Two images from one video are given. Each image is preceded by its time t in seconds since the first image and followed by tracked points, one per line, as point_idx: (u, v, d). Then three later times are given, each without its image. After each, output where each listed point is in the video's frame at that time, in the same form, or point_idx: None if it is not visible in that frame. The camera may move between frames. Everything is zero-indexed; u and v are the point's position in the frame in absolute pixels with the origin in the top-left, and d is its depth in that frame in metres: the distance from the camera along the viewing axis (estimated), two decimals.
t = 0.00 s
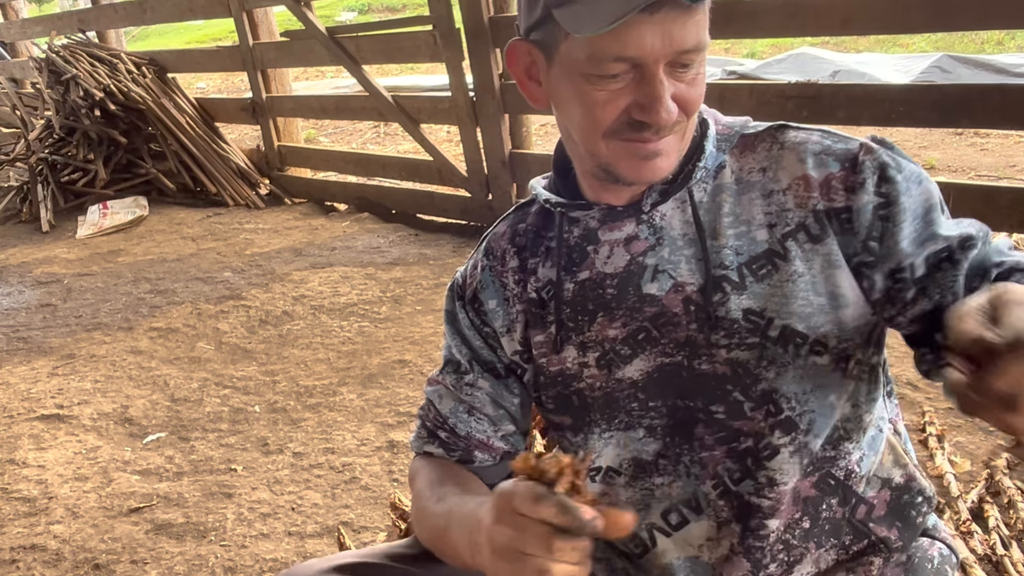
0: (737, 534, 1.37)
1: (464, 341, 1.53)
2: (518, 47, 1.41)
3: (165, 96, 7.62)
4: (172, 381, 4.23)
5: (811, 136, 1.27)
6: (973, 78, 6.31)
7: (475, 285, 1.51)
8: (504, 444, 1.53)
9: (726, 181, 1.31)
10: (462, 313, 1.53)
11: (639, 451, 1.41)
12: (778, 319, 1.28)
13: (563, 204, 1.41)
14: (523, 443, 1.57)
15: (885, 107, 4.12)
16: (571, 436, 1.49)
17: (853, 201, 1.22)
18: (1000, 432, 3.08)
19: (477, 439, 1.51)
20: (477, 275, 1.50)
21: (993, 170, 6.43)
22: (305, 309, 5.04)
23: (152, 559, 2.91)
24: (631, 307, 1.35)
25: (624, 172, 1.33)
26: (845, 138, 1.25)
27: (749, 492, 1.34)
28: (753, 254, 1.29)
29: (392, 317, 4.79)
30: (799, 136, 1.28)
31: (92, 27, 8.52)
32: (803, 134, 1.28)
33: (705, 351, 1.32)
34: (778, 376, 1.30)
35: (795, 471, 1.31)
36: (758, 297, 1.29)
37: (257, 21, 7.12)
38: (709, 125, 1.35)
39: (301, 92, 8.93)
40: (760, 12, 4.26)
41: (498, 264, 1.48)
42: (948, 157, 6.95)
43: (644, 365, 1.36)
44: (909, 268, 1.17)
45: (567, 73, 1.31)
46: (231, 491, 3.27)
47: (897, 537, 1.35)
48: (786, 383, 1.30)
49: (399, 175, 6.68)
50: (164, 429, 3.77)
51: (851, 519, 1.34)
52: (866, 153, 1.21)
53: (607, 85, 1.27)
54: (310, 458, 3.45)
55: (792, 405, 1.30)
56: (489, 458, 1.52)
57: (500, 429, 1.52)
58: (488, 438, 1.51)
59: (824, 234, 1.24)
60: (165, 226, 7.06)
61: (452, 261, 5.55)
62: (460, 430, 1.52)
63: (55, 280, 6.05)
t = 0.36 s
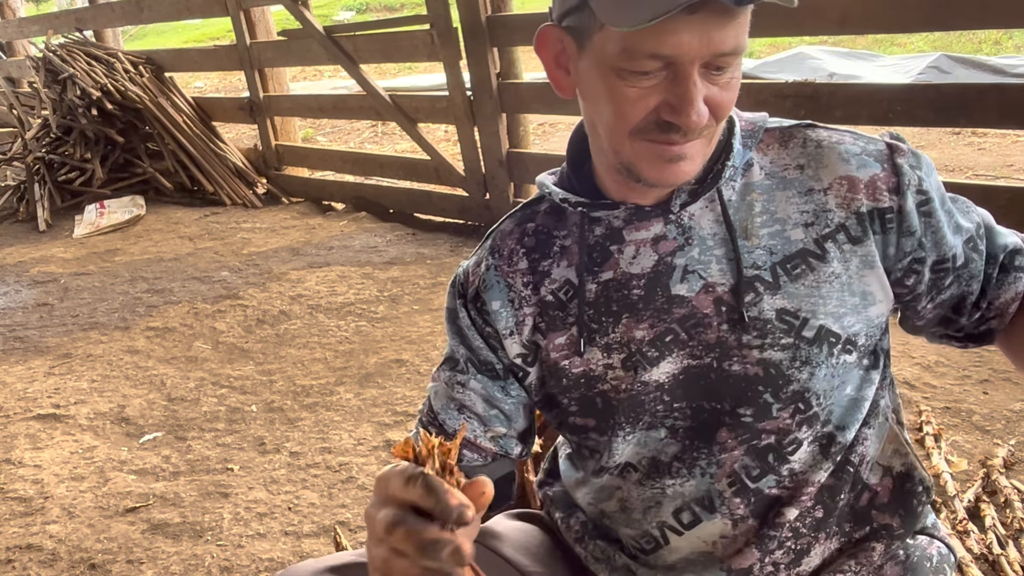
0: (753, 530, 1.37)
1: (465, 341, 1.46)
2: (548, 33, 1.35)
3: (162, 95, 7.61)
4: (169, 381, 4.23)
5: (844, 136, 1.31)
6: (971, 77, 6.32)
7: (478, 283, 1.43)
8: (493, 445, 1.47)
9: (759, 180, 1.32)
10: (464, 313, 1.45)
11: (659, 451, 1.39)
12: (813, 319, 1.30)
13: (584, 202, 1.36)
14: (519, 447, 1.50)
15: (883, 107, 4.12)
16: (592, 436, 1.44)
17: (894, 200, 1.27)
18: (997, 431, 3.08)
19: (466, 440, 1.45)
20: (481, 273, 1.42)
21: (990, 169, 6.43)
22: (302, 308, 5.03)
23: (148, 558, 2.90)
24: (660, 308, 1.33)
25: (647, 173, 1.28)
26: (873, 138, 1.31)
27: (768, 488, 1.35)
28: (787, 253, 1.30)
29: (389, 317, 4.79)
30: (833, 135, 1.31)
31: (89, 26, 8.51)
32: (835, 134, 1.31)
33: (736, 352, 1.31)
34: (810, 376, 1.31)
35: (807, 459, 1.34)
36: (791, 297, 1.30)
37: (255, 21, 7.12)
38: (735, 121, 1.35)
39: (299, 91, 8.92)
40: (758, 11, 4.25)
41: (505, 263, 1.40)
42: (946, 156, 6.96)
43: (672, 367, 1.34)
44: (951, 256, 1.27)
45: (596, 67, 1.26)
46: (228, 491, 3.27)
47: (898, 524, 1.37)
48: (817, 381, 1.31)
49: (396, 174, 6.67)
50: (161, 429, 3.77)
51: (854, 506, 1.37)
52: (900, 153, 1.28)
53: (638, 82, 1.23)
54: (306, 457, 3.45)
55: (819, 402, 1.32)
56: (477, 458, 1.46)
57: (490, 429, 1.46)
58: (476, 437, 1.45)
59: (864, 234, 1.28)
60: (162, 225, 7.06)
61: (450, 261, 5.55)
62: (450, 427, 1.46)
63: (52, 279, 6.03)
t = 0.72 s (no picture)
0: (753, 528, 1.36)
1: (466, 334, 1.43)
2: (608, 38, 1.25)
3: (159, 95, 7.60)
4: (165, 381, 4.21)
5: (862, 137, 1.31)
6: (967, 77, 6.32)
7: (485, 273, 1.40)
8: (492, 440, 1.44)
9: (778, 175, 1.32)
10: (467, 303, 1.42)
11: (662, 446, 1.38)
12: (828, 317, 1.29)
13: (608, 193, 1.35)
14: (519, 440, 1.48)
15: (880, 106, 4.12)
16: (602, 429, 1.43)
17: (912, 203, 1.27)
18: (993, 431, 3.09)
19: (462, 431, 1.43)
20: (486, 263, 1.40)
21: (987, 169, 6.44)
22: (299, 308, 5.02)
23: (143, 559, 2.89)
24: (676, 301, 1.32)
25: (721, 173, 1.26)
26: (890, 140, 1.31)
27: (769, 487, 1.34)
28: (805, 250, 1.30)
29: (386, 317, 4.78)
30: (853, 134, 1.31)
31: (86, 26, 8.49)
32: (854, 133, 1.31)
33: (750, 348, 1.31)
34: (822, 375, 1.31)
35: (807, 457, 1.34)
36: (808, 294, 1.29)
37: (251, 21, 7.11)
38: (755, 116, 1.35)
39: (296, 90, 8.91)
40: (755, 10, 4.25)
41: (513, 253, 1.38)
42: (942, 156, 6.96)
43: (684, 361, 1.33)
44: (952, 263, 1.28)
45: (675, 72, 1.19)
46: (223, 491, 3.26)
47: (896, 526, 1.36)
48: (829, 380, 1.31)
49: (393, 174, 6.67)
50: (157, 429, 3.76)
51: (853, 508, 1.36)
52: (917, 158, 1.28)
53: (725, 87, 1.18)
54: (302, 458, 3.44)
55: (828, 402, 1.32)
56: (478, 453, 1.45)
57: (490, 425, 1.43)
58: (476, 433, 1.43)
59: (880, 235, 1.28)
60: (159, 225, 7.05)
61: (446, 260, 5.54)
62: (449, 422, 1.43)
63: (47, 279, 6.02)
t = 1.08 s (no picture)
0: (756, 535, 1.36)
1: (473, 326, 1.41)
2: (615, 18, 1.28)
3: (157, 96, 7.59)
4: (162, 382, 4.20)
5: (884, 148, 1.30)
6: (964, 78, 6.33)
7: (493, 265, 1.38)
8: (501, 433, 1.42)
9: (794, 182, 1.32)
10: (474, 296, 1.41)
11: (663, 448, 1.36)
12: (836, 327, 1.28)
13: (618, 188, 1.35)
14: (524, 433, 1.46)
15: (877, 106, 4.12)
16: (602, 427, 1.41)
17: (925, 219, 1.27)
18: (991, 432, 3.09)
19: (472, 426, 1.40)
20: (495, 255, 1.38)
21: (984, 170, 6.45)
22: (296, 309, 5.01)
23: (139, 561, 2.89)
24: (683, 302, 1.31)
25: (717, 163, 1.25)
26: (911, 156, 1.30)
27: (770, 492, 1.33)
28: (818, 258, 1.29)
29: (383, 318, 4.77)
30: (873, 145, 1.31)
31: (83, 27, 8.48)
32: (875, 144, 1.30)
33: (757, 353, 1.30)
34: (829, 385, 1.29)
35: (809, 464, 1.33)
36: (818, 302, 1.29)
37: (249, 22, 7.11)
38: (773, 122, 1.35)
39: (294, 91, 8.91)
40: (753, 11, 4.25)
41: (522, 245, 1.36)
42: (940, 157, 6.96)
43: (689, 362, 1.32)
44: (960, 290, 1.29)
45: (677, 54, 1.21)
46: (220, 492, 3.25)
47: (899, 536, 1.37)
48: (835, 391, 1.30)
49: (391, 175, 6.66)
50: (153, 430, 3.75)
51: (857, 517, 1.36)
52: (939, 177, 1.28)
53: (723, 73, 1.18)
54: (299, 459, 3.43)
55: (834, 411, 1.31)
56: (485, 446, 1.42)
57: (498, 418, 1.41)
58: (484, 426, 1.40)
59: (893, 247, 1.27)
60: (156, 226, 7.04)
61: (444, 261, 5.54)
62: (457, 414, 1.41)
63: (44, 280, 6.01)
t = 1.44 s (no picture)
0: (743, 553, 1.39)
1: (469, 304, 1.48)
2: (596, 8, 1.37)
3: (153, 100, 7.60)
4: (158, 387, 4.20)
5: (879, 188, 1.18)
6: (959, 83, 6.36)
7: (494, 250, 1.44)
8: (488, 413, 1.49)
9: (782, 204, 1.24)
10: (473, 275, 1.47)
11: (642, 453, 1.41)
12: (800, 358, 1.26)
13: (610, 188, 1.35)
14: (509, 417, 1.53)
15: (872, 112, 4.14)
16: (577, 423, 1.47)
17: (885, 272, 1.18)
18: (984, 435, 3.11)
19: (460, 402, 1.48)
20: (498, 240, 1.43)
21: (979, 174, 6.48)
22: (293, 314, 5.02)
23: (135, 565, 2.89)
24: (661, 309, 1.31)
25: (680, 147, 1.27)
26: (911, 205, 1.17)
27: (749, 502, 1.36)
28: (792, 284, 1.24)
29: (380, 322, 4.78)
30: (867, 182, 1.19)
31: (80, 31, 8.48)
32: (871, 181, 1.19)
33: (726, 370, 1.30)
34: (799, 411, 1.28)
35: (795, 481, 1.35)
36: (787, 328, 1.26)
37: (246, 26, 7.12)
38: (779, 141, 1.27)
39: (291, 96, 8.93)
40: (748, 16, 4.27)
41: (523, 233, 1.41)
42: (935, 161, 7.00)
43: (664, 367, 1.33)
44: (871, 359, 1.24)
45: (642, 33, 1.27)
46: (216, 496, 3.25)
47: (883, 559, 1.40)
48: (806, 417, 1.29)
49: (387, 179, 6.67)
50: (150, 434, 3.75)
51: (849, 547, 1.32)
52: (921, 237, 1.16)
53: (677, 50, 1.23)
54: (296, 463, 3.44)
55: (807, 434, 1.30)
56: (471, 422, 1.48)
57: (488, 397, 1.48)
58: (473, 404, 1.47)
59: (855, 289, 1.21)
60: (152, 230, 7.04)
61: (441, 266, 5.55)
62: (447, 390, 1.48)
63: (40, 284, 6.01)
